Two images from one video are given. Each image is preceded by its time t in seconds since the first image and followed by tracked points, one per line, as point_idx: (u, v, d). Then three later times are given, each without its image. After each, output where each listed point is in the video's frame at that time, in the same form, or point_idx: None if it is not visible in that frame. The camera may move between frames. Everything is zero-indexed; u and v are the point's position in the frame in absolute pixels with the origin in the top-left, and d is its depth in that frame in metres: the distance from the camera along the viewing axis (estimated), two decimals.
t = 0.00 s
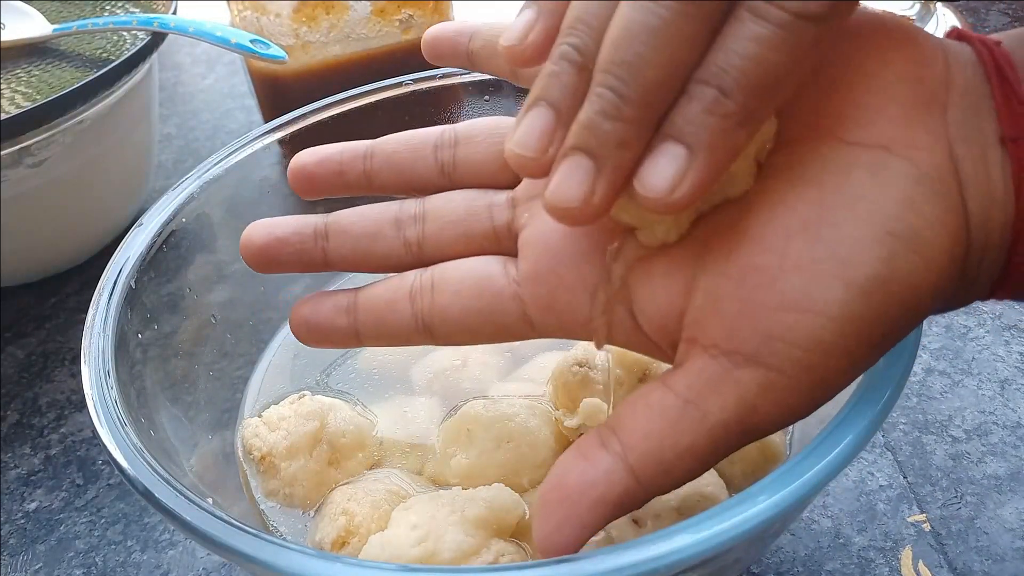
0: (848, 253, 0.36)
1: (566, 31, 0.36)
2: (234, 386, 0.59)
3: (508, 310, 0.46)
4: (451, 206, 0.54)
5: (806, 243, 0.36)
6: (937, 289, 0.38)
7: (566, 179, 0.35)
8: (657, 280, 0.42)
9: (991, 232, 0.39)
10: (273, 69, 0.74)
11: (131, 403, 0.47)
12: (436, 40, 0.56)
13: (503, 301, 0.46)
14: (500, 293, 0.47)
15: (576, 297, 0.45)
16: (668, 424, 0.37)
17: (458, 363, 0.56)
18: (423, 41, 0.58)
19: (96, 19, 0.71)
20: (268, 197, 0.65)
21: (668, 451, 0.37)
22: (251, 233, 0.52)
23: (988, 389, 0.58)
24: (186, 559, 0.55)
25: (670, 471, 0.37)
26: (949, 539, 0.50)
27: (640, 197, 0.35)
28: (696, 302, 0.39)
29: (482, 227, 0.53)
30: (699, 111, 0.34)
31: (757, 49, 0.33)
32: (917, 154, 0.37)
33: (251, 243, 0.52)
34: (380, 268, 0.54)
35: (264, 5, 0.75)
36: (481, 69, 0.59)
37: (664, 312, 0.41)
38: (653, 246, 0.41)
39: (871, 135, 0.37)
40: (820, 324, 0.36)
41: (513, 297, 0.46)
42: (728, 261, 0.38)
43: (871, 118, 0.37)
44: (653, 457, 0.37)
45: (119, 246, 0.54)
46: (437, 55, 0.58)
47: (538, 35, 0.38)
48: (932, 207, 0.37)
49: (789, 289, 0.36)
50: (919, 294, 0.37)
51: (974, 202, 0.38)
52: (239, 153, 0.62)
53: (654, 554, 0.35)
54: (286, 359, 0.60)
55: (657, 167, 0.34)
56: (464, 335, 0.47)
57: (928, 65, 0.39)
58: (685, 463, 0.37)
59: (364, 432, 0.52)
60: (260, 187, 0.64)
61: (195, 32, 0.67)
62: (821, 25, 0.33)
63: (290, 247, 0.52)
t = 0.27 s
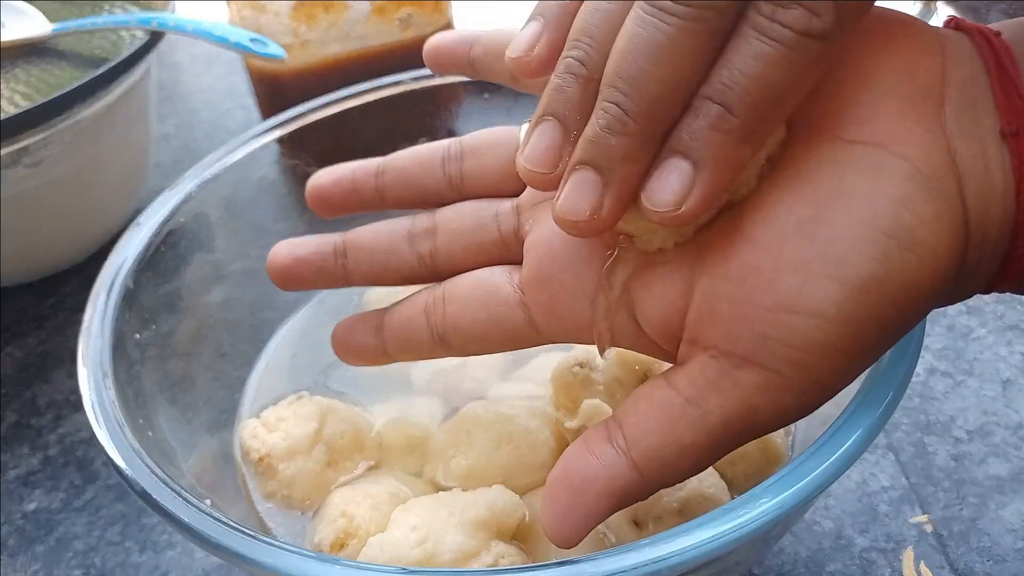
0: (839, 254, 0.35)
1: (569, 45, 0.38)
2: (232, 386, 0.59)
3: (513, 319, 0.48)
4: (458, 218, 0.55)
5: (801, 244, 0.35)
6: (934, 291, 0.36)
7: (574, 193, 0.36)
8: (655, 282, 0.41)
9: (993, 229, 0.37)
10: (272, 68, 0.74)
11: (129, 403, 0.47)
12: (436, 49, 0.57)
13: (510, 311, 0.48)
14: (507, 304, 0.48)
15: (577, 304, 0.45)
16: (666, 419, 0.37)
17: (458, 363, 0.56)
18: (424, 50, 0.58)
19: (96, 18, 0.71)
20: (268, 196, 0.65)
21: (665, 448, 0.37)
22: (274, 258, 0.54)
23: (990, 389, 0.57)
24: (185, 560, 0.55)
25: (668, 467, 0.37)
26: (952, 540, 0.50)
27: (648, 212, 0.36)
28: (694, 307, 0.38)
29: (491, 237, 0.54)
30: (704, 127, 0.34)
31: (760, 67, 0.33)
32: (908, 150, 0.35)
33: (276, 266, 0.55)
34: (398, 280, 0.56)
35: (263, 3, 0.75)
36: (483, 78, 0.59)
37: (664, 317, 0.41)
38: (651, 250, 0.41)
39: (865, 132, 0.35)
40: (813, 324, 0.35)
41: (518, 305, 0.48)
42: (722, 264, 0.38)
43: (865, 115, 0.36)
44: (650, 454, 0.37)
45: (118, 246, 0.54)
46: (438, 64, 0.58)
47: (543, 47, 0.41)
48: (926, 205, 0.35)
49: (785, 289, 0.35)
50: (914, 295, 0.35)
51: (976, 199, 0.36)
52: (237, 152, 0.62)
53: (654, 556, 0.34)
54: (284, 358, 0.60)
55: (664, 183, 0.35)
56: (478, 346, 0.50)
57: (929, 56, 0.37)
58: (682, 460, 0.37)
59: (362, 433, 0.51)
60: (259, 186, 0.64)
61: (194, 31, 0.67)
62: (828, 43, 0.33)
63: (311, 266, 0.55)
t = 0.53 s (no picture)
0: (835, 252, 0.35)
1: (569, 55, 0.38)
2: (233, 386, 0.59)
3: (515, 321, 0.48)
4: (460, 221, 0.56)
5: (797, 242, 0.35)
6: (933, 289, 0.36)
7: (577, 202, 0.37)
8: (657, 282, 0.41)
9: (990, 227, 0.37)
10: (272, 69, 0.74)
11: (130, 403, 0.47)
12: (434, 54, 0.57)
13: (512, 312, 0.48)
14: (509, 305, 0.48)
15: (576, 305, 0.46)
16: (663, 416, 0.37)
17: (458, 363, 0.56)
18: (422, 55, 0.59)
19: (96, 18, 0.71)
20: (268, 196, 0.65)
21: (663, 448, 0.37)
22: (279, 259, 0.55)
23: (989, 389, 0.57)
24: (185, 559, 0.55)
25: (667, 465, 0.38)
26: (950, 539, 0.50)
27: (648, 218, 0.36)
28: (692, 306, 0.39)
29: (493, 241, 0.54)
30: (701, 134, 0.34)
31: (756, 74, 0.33)
32: (905, 148, 0.35)
33: (281, 268, 0.55)
34: (402, 282, 0.56)
35: (263, 4, 0.75)
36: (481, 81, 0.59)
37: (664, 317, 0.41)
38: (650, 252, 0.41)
39: (861, 131, 0.36)
40: (811, 323, 0.35)
41: (518, 307, 0.48)
42: (717, 262, 0.38)
43: (860, 115, 0.36)
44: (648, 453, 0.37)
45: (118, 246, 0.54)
46: (436, 68, 0.58)
47: (541, 52, 0.41)
48: (923, 203, 0.35)
49: (784, 288, 0.35)
50: (912, 294, 0.36)
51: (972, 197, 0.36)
52: (238, 152, 0.61)
53: (654, 555, 0.34)
54: (285, 358, 0.60)
55: (662, 190, 0.35)
56: (481, 347, 0.50)
57: (923, 56, 0.37)
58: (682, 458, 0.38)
59: (362, 432, 0.52)
60: (260, 186, 0.64)
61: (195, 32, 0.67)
62: (823, 47, 0.33)
63: (317, 271, 0.55)
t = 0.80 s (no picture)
0: (827, 249, 0.35)
1: (572, 61, 0.38)
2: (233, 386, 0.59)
3: (519, 322, 0.48)
4: (464, 225, 0.56)
5: (789, 238, 0.36)
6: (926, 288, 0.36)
7: (581, 208, 0.37)
8: (658, 276, 0.41)
9: (988, 228, 0.36)
10: (272, 69, 0.74)
11: (130, 403, 0.47)
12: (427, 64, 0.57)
13: (516, 314, 0.48)
14: (512, 306, 0.48)
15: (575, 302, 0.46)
16: (631, 364, 0.39)
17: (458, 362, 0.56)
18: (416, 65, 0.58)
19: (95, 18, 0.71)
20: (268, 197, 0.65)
21: (627, 399, 0.39)
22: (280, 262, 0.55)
23: (989, 389, 0.57)
24: (186, 559, 0.55)
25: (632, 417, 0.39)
26: (950, 539, 0.50)
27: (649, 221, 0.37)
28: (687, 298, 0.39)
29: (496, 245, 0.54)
30: (702, 140, 0.34)
31: (758, 80, 0.33)
32: (903, 148, 0.35)
33: (283, 272, 0.55)
34: (405, 285, 0.56)
35: (263, 4, 0.75)
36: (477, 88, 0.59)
37: (663, 311, 0.41)
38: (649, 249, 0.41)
39: (860, 131, 0.36)
40: (799, 318, 0.36)
41: (521, 307, 0.48)
42: (709, 252, 0.38)
43: (858, 113, 0.36)
44: (611, 397, 0.39)
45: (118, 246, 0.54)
46: (431, 78, 0.58)
47: (542, 58, 0.42)
48: (920, 205, 0.35)
49: (772, 280, 0.36)
50: (905, 292, 0.36)
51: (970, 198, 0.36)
52: (239, 152, 0.61)
53: (653, 555, 0.34)
54: (285, 359, 0.60)
55: (664, 195, 0.36)
56: (485, 348, 0.49)
57: (925, 54, 0.36)
58: (649, 415, 0.39)
59: (363, 432, 0.52)
60: (260, 186, 0.64)
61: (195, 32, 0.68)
62: (825, 52, 0.33)
63: (320, 272, 0.55)
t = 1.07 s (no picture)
0: (824, 248, 0.35)
1: (572, 64, 0.38)
2: (233, 386, 0.59)
3: (519, 320, 0.48)
4: (464, 225, 0.55)
5: (786, 236, 0.36)
6: (923, 289, 0.36)
7: (582, 211, 0.38)
8: (657, 273, 0.41)
9: (988, 227, 0.36)
10: (272, 69, 0.74)
11: (129, 403, 0.47)
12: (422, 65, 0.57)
13: (516, 313, 0.48)
14: (513, 304, 0.48)
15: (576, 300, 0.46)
16: (627, 347, 0.40)
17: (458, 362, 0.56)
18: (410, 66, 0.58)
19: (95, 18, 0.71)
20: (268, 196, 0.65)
21: (619, 381, 0.39)
22: (280, 260, 0.55)
23: (988, 389, 0.57)
24: (186, 559, 0.55)
25: (623, 402, 0.40)
26: (950, 539, 0.50)
27: (649, 224, 0.37)
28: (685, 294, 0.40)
29: (497, 246, 0.54)
30: (703, 144, 0.34)
31: (758, 84, 0.33)
32: (902, 149, 0.35)
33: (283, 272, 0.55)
34: (404, 284, 0.56)
35: (263, 4, 0.75)
36: (472, 88, 0.59)
37: (661, 308, 0.42)
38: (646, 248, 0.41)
39: (860, 131, 0.36)
40: (795, 317, 0.36)
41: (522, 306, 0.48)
42: (705, 248, 0.39)
43: (858, 113, 0.36)
44: (605, 379, 0.39)
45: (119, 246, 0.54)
46: (426, 79, 0.58)
47: (541, 60, 0.42)
48: (919, 205, 0.35)
49: (767, 278, 0.36)
50: (902, 292, 0.36)
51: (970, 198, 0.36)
52: (238, 152, 0.61)
53: (653, 556, 0.34)
54: (284, 359, 0.60)
55: (665, 198, 0.36)
56: (484, 345, 0.50)
57: (925, 55, 0.36)
58: (640, 401, 0.39)
59: (363, 432, 0.52)
60: (260, 186, 0.64)
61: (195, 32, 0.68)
62: (827, 57, 0.33)
63: (320, 270, 0.55)
